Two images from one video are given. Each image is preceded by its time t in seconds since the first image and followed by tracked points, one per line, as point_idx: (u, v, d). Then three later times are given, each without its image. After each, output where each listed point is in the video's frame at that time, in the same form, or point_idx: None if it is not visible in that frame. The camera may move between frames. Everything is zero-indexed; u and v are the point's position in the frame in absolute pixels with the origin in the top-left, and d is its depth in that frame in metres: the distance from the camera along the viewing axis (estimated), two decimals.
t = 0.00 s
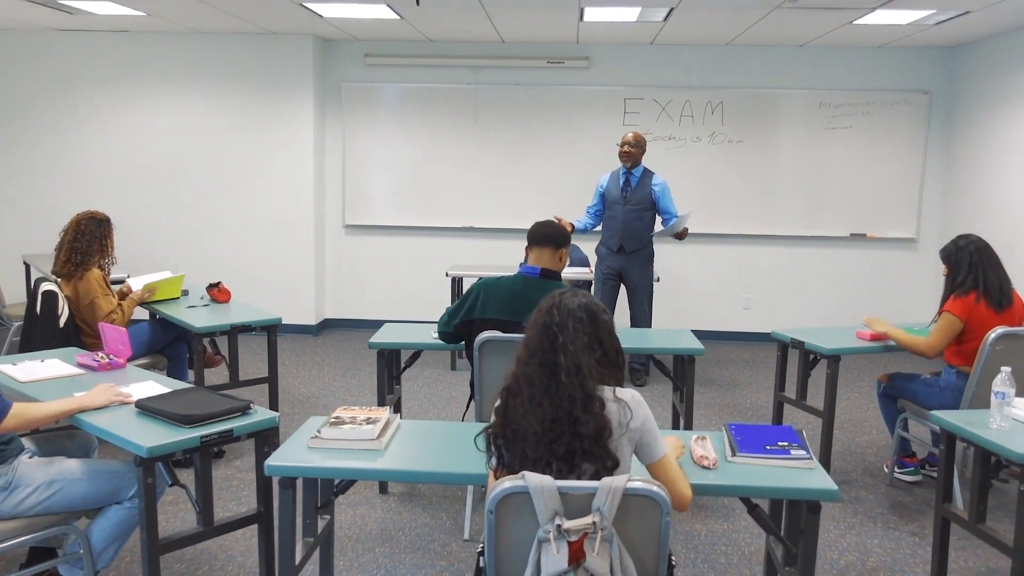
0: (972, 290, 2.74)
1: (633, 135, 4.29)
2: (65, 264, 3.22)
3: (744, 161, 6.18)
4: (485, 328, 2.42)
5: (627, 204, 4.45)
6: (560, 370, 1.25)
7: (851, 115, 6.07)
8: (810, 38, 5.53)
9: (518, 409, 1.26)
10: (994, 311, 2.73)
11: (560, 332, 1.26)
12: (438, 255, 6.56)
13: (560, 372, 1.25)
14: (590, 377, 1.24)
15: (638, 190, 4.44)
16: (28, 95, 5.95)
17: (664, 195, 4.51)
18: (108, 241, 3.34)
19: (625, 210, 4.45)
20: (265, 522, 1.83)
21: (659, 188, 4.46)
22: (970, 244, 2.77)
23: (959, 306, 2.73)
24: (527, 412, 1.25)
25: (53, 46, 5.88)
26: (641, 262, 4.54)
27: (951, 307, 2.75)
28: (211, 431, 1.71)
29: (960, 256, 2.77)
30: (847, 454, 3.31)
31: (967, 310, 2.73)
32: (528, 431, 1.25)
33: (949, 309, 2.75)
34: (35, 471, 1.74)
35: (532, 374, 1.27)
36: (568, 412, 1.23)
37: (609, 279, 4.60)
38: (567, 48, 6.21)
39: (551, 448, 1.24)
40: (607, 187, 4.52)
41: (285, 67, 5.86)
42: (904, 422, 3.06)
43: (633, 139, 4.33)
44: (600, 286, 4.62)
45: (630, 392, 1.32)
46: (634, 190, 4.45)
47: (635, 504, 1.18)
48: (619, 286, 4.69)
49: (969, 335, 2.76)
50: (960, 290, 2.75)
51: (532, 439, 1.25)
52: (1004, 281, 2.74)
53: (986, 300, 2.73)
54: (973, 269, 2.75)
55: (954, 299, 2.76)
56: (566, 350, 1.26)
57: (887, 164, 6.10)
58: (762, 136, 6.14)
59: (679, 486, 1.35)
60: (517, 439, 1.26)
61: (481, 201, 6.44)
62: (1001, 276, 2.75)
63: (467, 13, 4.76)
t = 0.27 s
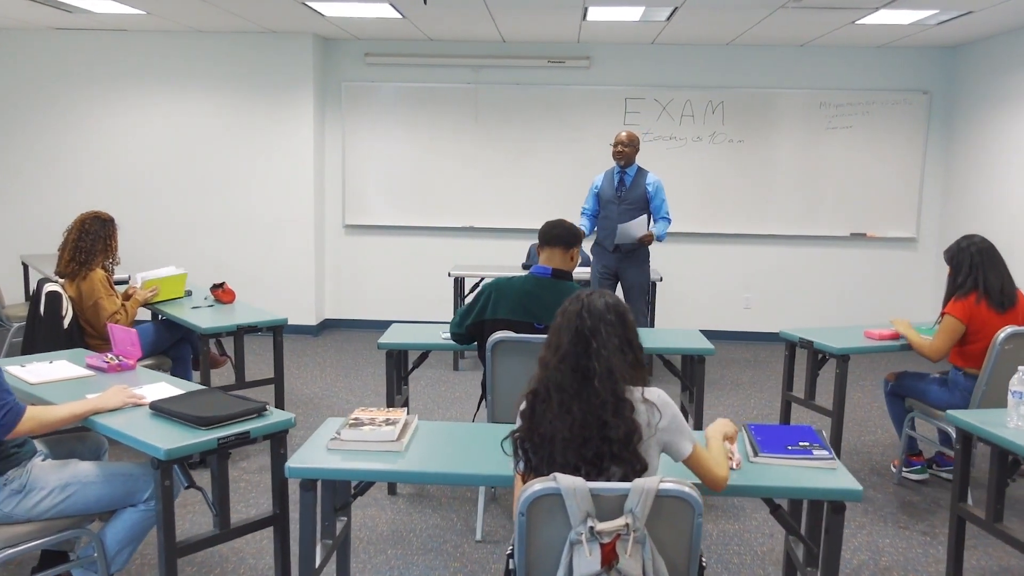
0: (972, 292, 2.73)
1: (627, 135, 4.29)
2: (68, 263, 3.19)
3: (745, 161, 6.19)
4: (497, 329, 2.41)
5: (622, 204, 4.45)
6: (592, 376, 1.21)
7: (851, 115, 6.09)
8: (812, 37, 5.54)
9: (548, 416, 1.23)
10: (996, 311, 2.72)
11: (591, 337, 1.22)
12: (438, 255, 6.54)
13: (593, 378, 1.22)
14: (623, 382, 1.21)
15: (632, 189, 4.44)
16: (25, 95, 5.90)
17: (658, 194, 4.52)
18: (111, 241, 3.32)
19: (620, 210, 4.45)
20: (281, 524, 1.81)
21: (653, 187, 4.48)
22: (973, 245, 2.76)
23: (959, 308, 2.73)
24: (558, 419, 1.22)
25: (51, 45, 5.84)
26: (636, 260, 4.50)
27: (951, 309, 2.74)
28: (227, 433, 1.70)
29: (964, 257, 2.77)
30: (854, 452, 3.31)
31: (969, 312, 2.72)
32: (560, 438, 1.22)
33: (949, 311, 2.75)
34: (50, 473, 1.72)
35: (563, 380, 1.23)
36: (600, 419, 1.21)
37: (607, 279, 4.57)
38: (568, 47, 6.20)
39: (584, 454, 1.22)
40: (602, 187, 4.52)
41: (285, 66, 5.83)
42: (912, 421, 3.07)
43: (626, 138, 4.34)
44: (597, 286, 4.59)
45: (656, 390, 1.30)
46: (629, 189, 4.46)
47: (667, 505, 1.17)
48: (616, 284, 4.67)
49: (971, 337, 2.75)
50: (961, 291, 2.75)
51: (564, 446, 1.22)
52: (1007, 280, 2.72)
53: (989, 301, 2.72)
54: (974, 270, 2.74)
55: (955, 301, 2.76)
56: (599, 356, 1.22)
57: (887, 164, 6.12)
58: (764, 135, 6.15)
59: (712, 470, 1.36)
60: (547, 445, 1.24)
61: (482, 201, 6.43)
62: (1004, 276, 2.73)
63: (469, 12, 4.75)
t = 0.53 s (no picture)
0: (982, 295, 2.72)
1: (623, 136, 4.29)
2: (76, 264, 3.17)
3: (746, 161, 6.20)
4: (511, 329, 2.40)
5: (620, 205, 4.46)
6: (627, 379, 1.22)
7: (852, 115, 6.10)
8: (814, 38, 5.54)
9: (583, 419, 1.23)
10: (1008, 313, 2.71)
11: (625, 339, 1.23)
12: (440, 255, 6.53)
13: (628, 381, 1.22)
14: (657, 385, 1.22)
15: (629, 190, 4.44)
16: (26, 95, 5.87)
17: (655, 194, 4.52)
18: (120, 242, 3.29)
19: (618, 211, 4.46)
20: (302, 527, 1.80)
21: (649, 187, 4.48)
22: (981, 246, 2.72)
23: (972, 314, 2.71)
24: (592, 421, 1.23)
25: (52, 45, 5.81)
26: (631, 258, 4.41)
27: (963, 315, 2.73)
28: (249, 436, 1.69)
29: (972, 260, 2.73)
30: (862, 452, 3.32)
31: (981, 316, 2.71)
32: (594, 441, 1.22)
33: (962, 317, 2.73)
34: (69, 477, 1.70)
35: (597, 383, 1.23)
36: (635, 421, 1.21)
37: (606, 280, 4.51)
38: (570, 47, 6.20)
39: (618, 458, 1.22)
40: (598, 188, 4.52)
41: (286, 66, 5.81)
42: (921, 421, 3.07)
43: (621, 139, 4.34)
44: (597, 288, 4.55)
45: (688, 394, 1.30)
46: (625, 190, 4.46)
47: (703, 507, 1.17)
48: (616, 284, 4.63)
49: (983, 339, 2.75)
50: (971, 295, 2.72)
51: (599, 449, 1.22)
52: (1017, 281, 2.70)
53: (1000, 303, 2.70)
54: (984, 272, 2.72)
55: (966, 306, 2.74)
56: (634, 359, 1.23)
57: (888, 164, 6.13)
58: (766, 136, 6.16)
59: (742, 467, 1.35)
60: (581, 448, 1.24)
61: (483, 201, 6.42)
62: (1014, 276, 2.71)
63: (473, 13, 4.74)
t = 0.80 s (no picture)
0: (988, 295, 2.71)
1: (621, 137, 4.27)
2: (83, 266, 3.16)
3: (747, 162, 6.21)
4: (522, 329, 2.40)
5: (616, 206, 4.45)
6: (660, 381, 1.21)
7: (852, 115, 6.12)
8: (816, 38, 5.56)
9: (617, 423, 1.22)
10: (1014, 313, 2.71)
11: (659, 341, 1.21)
12: (441, 256, 6.52)
13: (661, 383, 1.21)
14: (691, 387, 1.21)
15: (626, 191, 4.43)
16: (25, 95, 5.84)
17: (651, 194, 4.54)
18: (126, 243, 3.27)
19: (616, 213, 4.44)
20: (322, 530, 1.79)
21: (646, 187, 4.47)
22: (986, 246, 2.72)
23: (979, 315, 2.70)
24: (625, 425, 1.21)
25: (51, 44, 5.78)
26: (630, 258, 4.38)
27: (971, 315, 2.72)
28: (269, 438, 1.68)
29: (978, 260, 2.72)
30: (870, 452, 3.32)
31: (989, 316, 2.70)
32: (627, 444, 1.21)
33: (969, 317, 2.72)
34: (87, 480, 1.69)
35: (631, 385, 1.22)
36: (669, 424, 1.20)
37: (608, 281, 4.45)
38: (571, 48, 6.19)
39: (651, 460, 1.21)
40: (595, 189, 4.48)
41: (287, 66, 5.79)
42: (930, 421, 3.08)
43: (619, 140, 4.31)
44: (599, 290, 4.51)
45: (717, 393, 1.29)
46: (622, 191, 4.44)
47: (738, 509, 1.17)
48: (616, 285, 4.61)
49: (990, 339, 2.75)
50: (978, 296, 2.72)
51: (632, 452, 1.21)
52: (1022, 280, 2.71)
53: (1006, 303, 2.70)
54: (990, 272, 2.71)
55: (973, 306, 2.73)
56: (667, 362, 1.21)
57: (889, 164, 6.15)
58: (767, 136, 6.17)
59: (772, 466, 1.35)
60: (614, 451, 1.23)
61: (485, 201, 6.42)
62: (1019, 275, 2.71)
63: (477, 12, 4.73)
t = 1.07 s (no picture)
0: (994, 295, 2.71)
1: (617, 136, 4.14)
2: (86, 265, 3.11)
3: (747, 161, 6.22)
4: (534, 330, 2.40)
5: (616, 206, 4.31)
6: (690, 383, 1.19)
7: (851, 115, 6.13)
8: (816, 38, 5.57)
9: (645, 426, 1.20)
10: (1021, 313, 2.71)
11: (688, 343, 1.19)
12: (441, 256, 6.51)
13: (691, 385, 1.19)
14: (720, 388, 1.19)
15: (625, 191, 4.30)
16: (21, 93, 5.79)
17: (649, 192, 4.39)
18: (129, 243, 3.22)
19: (615, 214, 4.30)
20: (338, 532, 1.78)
21: (644, 185, 4.34)
22: (992, 246, 2.72)
23: (986, 315, 2.70)
24: (655, 427, 1.20)
25: (48, 43, 5.73)
26: (631, 258, 4.35)
27: (977, 316, 2.72)
28: (285, 440, 1.66)
29: (984, 260, 2.73)
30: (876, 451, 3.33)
31: (995, 316, 2.70)
32: (656, 446, 1.20)
33: (975, 318, 2.72)
34: (101, 482, 1.67)
35: (660, 387, 1.20)
36: (699, 426, 1.19)
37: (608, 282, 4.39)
38: (570, 47, 6.18)
39: (680, 462, 1.20)
40: (593, 191, 4.32)
41: (287, 66, 5.76)
42: (936, 420, 3.09)
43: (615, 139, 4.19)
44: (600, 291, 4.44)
45: (745, 394, 1.28)
46: (621, 192, 4.31)
47: (770, 509, 1.16)
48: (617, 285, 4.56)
49: (997, 340, 2.75)
50: (984, 296, 2.72)
51: (661, 454, 1.20)
52: None
53: (1012, 303, 2.70)
54: (997, 272, 2.71)
55: (979, 306, 2.73)
56: (696, 363, 1.19)
57: (888, 164, 6.17)
58: (766, 136, 6.18)
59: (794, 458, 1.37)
60: (642, 454, 1.21)
61: (484, 201, 6.40)
62: None
63: (479, 12, 4.72)
